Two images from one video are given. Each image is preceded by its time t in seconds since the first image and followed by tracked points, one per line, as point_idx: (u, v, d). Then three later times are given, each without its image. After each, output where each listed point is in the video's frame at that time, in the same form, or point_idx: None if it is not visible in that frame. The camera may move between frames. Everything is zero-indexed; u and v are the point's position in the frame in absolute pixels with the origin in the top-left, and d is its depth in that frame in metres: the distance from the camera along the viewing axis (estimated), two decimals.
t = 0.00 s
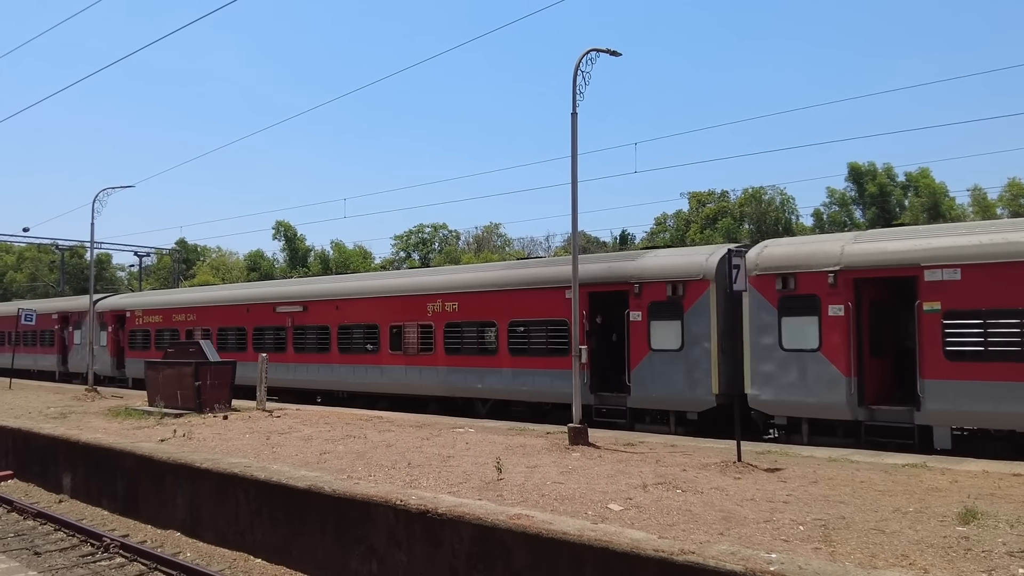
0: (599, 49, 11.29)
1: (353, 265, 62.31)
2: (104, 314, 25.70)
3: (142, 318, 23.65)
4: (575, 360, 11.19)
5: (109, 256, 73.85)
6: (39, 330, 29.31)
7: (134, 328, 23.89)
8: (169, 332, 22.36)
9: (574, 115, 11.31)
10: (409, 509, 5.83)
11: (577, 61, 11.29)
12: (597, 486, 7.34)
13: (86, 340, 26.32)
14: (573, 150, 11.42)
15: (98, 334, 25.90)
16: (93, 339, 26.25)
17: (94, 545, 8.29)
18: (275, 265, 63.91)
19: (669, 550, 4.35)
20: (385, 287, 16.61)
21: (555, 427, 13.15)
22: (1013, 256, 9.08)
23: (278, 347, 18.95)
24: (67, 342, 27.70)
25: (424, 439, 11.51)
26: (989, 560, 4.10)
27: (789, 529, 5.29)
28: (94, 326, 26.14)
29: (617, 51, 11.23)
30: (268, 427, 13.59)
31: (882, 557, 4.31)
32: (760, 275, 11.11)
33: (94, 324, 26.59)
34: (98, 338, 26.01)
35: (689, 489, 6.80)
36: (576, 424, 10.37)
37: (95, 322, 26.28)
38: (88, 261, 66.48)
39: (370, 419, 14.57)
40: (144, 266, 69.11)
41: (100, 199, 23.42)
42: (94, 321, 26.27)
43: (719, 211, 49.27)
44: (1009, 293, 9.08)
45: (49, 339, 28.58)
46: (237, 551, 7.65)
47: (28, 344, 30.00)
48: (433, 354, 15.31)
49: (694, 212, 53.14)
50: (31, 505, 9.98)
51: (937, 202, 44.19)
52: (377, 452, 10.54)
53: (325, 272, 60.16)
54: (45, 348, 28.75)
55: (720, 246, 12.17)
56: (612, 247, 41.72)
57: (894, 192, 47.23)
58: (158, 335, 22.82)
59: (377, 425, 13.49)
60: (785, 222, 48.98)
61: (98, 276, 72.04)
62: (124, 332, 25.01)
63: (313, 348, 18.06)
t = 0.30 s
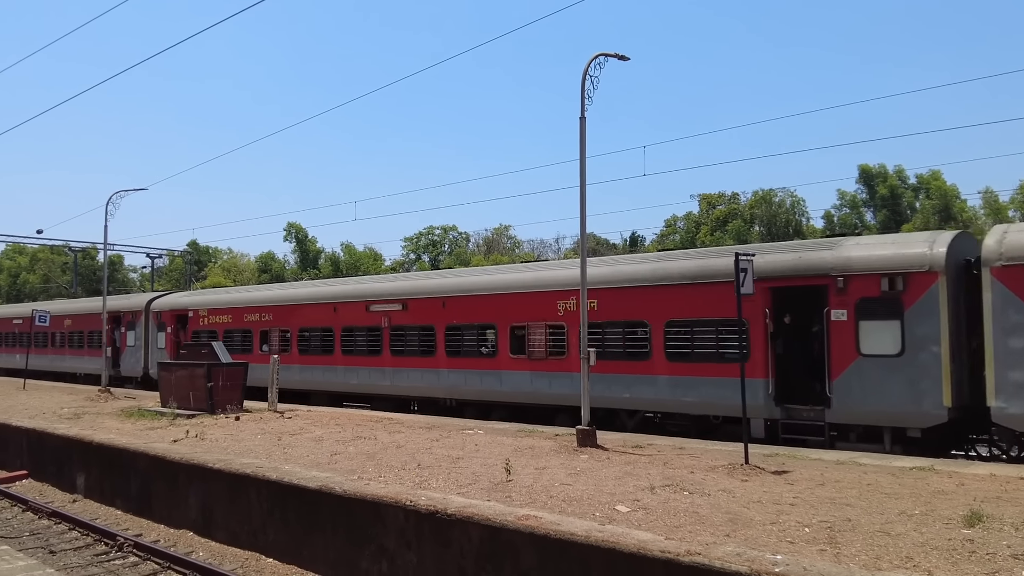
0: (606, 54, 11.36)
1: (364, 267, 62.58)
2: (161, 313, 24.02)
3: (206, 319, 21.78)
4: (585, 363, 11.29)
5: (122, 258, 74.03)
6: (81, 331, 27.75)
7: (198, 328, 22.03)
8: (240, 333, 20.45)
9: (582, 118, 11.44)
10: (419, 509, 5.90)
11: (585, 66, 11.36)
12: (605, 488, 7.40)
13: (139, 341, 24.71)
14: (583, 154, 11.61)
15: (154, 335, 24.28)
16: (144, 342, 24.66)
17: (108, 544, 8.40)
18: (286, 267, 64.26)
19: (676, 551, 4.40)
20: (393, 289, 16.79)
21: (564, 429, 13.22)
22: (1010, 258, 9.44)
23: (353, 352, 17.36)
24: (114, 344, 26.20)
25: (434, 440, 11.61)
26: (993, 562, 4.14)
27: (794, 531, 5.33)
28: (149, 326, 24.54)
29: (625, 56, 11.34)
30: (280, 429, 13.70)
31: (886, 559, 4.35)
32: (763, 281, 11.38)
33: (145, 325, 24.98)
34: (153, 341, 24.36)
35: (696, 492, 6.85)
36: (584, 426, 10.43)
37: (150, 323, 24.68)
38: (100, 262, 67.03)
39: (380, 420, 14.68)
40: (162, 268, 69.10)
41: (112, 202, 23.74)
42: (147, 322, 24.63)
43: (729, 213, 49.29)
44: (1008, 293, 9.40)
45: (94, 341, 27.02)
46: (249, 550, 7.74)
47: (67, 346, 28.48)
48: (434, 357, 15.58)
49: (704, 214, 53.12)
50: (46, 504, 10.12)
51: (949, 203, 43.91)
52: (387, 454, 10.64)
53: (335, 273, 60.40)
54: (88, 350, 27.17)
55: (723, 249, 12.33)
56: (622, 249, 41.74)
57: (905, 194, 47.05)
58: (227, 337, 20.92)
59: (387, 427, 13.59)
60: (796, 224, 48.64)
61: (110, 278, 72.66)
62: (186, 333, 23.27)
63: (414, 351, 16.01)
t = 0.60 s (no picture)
0: (622, 59, 11.36)
1: (378, 271, 62.83)
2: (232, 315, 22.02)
3: (286, 321, 19.64)
4: (602, 368, 11.37)
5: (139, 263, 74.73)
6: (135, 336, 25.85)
7: (277, 332, 19.95)
8: (327, 337, 18.42)
9: (598, 122, 11.55)
10: (436, 513, 5.93)
11: (601, 72, 11.42)
12: (622, 492, 7.41)
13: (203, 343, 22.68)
14: (599, 158, 11.67)
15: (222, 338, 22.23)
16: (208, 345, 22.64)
17: (127, 547, 8.50)
18: (301, 271, 64.66)
19: (694, 555, 4.41)
20: (405, 292, 16.90)
21: (580, 434, 13.23)
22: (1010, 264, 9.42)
23: (466, 358, 15.30)
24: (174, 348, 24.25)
25: (451, 444, 11.65)
26: (1016, 569, 4.12)
27: (813, 535, 5.32)
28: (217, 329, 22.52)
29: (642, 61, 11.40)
30: (297, 432, 13.80)
31: (906, 564, 4.34)
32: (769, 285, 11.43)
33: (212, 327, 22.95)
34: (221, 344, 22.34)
35: (714, 496, 6.85)
36: (601, 430, 10.44)
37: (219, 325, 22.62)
38: (118, 266, 67.73)
39: (396, 424, 14.75)
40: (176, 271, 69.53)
41: (130, 208, 24.04)
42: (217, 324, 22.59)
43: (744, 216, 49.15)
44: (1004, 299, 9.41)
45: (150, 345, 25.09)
46: (267, 553, 7.81)
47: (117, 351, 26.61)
48: (501, 362, 14.71)
49: (719, 218, 53.01)
50: (66, 507, 10.25)
51: (967, 207, 43.43)
52: (404, 457, 10.69)
53: (350, 277, 60.66)
54: (143, 356, 25.29)
55: (737, 253, 12.39)
56: (636, 253, 41.67)
57: (922, 197, 46.65)
58: (312, 340, 18.84)
59: (404, 431, 13.65)
60: (812, 228, 47.42)
61: (127, 283, 73.40)
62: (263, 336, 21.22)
63: (475, 356, 15.14)
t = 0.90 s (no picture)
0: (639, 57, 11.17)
1: (392, 270, 63.03)
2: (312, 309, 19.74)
3: (380, 316, 17.36)
4: (618, 367, 11.28)
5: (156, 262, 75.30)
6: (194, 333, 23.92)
7: (366, 328, 17.69)
8: (428, 334, 16.14)
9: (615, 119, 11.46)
10: (454, 511, 5.95)
11: (618, 69, 11.22)
12: (640, 490, 7.41)
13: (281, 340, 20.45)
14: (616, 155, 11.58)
15: (302, 334, 19.95)
16: (286, 342, 20.43)
17: (146, 543, 8.58)
18: (315, 270, 64.98)
19: (714, 555, 4.41)
20: (414, 292, 16.77)
21: (596, 432, 13.20)
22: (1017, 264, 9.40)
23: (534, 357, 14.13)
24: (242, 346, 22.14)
25: (467, 442, 11.67)
26: None
27: (833, 535, 5.30)
28: (297, 325, 20.18)
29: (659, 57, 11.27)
30: (314, 430, 13.87)
31: (928, 564, 4.31)
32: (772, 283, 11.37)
33: (291, 323, 20.70)
34: (300, 341, 20.08)
35: (733, 495, 6.83)
36: (617, 429, 10.42)
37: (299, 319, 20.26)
38: (134, 265, 68.30)
39: (412, 422, 14.79)
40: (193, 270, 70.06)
41: (146, 207, 24.08)
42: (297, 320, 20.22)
43: (759, 214, 48.97)
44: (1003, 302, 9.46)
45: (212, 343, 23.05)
46: (285, 550, 7.86)
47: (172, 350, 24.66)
48: (532, 362, 14.19)
49: (734, 215, 52.79)
50: (85, 504, 10.35)
51: (984, 204, 42.97)
52: (421, 455, 10.72)
53: (364, 276, 60.87)
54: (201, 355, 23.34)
55: (757, 252, 12.23)
56: (651, 251, 41.55)
57: (939, 194, 46.23)
58: (409, 338, 16.55)
59: (420, 429, 13.69)
60: (828, 225, 47.48)
61: (144, 282, 74.03)
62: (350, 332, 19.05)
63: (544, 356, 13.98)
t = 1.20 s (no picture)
0: (656, 54, 11.21)
1: (407, 269, 63.33)
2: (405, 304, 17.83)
3: (487, 312, 15.73)
4: (635, 365, 11.28)
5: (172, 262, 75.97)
6: (258, 331, 22.14)
7: (471, 327, 16.10)
8: (549, 333, 14.55)
9: (632, 118, 11.53)
10: (471, 510, 5.99)
11: (635, 67, 11.27)
12: (657, 490, 7.40)
13: (367, 340, 18.59)
14: (633, 155, 11.67)
15: (393, 333, 18.08)
16: (373, 342, 18.54)
17: (165, 541, 8.67)
18: (330, 269, 65.28)
19: (733, 554, 4.41)
20: (437, 293, 16.98)
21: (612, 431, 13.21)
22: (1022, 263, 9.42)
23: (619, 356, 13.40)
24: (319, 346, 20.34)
25: (483, 442, 11.70)
26: None
27: (852, 535, 5.28)
28: (388, 322, 18.26)
29: (676, 57, 11.21)
30: (330, 429, 13.95)
31: (949, 564, 4.29)
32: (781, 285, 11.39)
33: (376, 320, 18.78)
34: (389, 340, 18.19)
35: (751, 495, 6.81)
36: (633, 428, 10.42)
37: (389, 316, 18.31)
38: (151, 265, 68.88)
39: (428, 421, 14.85)
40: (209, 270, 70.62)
41: (164, 207, 24.23)
42: (386, 316, 18.34)
43: (775, 213, 48.76)
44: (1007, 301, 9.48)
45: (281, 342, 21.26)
46: (303, 548, 7.93)
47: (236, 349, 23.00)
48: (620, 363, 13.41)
49: (750, 214, 52.54)
50: (104, 502, 10.48)
51: (1003, 202, 42.47)
52: (437, 454, 10.76)
53: (379, 276, 61.07)
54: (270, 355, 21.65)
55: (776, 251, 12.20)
56: (665, 250, 41.43)
57: (956, 192, 45.76)
58: (526, 337, 14.95)
59: (435, 428, 13.73)
60: (845, 223, 46.74)
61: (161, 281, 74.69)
62: (450, 330, 17.21)
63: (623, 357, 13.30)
